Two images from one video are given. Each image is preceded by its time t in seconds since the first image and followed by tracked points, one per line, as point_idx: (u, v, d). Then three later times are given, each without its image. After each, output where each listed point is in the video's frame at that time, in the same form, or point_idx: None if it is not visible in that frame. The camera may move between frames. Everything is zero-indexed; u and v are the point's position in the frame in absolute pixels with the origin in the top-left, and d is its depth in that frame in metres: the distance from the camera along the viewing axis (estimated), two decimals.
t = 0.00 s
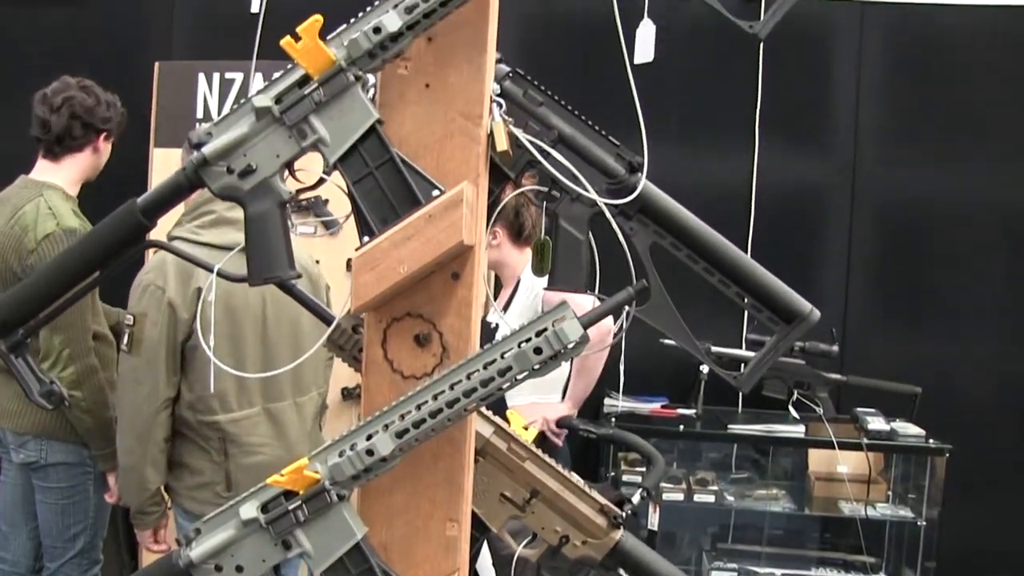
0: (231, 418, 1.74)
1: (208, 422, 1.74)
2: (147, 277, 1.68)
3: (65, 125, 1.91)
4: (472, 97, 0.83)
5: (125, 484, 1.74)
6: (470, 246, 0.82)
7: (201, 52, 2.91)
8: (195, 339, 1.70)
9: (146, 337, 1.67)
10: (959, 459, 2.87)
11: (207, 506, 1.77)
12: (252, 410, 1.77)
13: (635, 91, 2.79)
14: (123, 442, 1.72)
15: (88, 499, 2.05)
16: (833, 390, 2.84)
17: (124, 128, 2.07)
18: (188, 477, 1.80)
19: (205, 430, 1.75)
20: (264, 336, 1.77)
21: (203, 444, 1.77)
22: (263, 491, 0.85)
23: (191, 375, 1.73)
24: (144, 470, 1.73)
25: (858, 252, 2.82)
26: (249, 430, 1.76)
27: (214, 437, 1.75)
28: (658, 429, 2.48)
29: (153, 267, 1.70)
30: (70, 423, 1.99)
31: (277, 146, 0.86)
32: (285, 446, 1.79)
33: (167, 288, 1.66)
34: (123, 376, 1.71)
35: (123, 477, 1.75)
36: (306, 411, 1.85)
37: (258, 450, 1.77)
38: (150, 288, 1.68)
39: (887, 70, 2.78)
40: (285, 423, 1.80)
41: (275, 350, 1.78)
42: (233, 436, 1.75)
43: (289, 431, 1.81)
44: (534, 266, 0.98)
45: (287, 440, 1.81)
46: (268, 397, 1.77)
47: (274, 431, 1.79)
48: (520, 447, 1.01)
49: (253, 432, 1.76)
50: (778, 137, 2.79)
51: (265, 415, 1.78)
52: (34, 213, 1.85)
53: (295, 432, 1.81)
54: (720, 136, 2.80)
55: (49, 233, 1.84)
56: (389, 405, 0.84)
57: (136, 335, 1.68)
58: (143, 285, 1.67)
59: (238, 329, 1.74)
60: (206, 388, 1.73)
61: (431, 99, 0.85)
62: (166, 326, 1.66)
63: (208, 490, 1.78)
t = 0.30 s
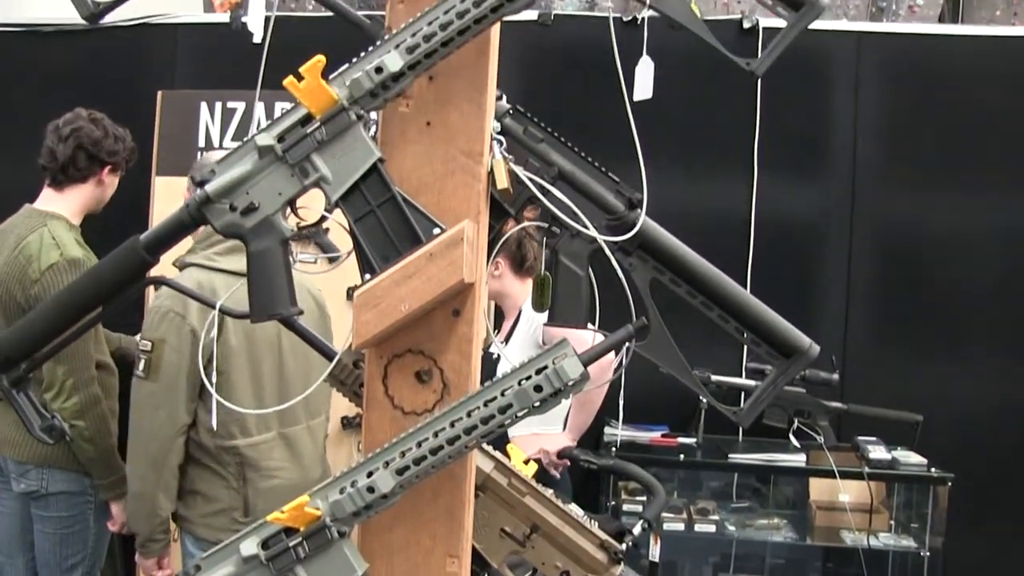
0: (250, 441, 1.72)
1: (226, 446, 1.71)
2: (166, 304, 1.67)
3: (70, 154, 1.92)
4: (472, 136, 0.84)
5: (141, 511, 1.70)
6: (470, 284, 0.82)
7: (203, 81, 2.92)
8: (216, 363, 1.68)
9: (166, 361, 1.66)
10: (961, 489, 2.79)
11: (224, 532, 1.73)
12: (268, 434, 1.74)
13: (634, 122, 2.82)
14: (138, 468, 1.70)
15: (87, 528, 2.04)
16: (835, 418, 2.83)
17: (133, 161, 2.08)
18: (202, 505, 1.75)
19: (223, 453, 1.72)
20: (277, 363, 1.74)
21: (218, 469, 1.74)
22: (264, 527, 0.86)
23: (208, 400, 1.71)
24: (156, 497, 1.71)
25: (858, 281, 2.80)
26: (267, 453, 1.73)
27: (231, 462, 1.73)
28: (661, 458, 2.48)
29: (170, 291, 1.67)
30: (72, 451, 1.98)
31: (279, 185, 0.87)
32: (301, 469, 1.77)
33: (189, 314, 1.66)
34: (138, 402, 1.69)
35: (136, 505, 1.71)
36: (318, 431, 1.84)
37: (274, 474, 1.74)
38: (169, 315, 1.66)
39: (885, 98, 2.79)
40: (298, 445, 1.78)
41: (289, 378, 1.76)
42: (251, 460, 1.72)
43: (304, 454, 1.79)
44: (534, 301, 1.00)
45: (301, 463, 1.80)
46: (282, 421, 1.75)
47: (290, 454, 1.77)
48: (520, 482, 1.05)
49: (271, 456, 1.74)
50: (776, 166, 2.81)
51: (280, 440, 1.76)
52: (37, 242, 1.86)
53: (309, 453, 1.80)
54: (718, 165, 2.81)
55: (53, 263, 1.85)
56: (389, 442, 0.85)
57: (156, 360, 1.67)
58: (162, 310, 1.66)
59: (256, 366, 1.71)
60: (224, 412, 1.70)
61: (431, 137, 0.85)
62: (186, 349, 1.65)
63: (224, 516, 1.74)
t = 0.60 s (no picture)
0: (276, 465, 1.77)
1: (254, 470, 1.75)
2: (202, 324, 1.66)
3: (73, 184, 1.94)
4: (473, 177, 0.85)
5: (168, 534, 1.71)
6: (471, 323, 0.83)
7: (205, 114, 2.94)
8: (253, 385, 1.72)
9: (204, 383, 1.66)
10: (967, 522, 2.75)
11: (243, 558, 1.75)
12: (289, 459, 1.79)
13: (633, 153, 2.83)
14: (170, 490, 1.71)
15: (86, 564, 2.02)
16: (836, 449, 2.82)
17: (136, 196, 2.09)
18: (218, 530, 1.76)
19: (247, 478, 1.75)
20: (301, 393, 1.80)
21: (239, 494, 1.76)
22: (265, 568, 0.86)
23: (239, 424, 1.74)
24: (186, 520, 1.71)
25: (858, 310, 2.79)
26: (288, 478, 1.78)
27: (255, 486, 1.76)
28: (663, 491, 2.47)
29: (207, 313, 1.68)
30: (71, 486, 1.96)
31: (282, 226, 0.88)
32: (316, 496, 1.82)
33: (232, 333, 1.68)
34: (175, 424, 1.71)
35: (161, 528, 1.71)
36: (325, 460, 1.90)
37: (292, 499, 1.78)
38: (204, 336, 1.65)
39: (883, 129, 2.81)
40: (312, 471, 1.84)
41: (309, 409, 1.82)
42: (275, 485, 1.76)
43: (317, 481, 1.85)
44: (535, 339, 0.99)
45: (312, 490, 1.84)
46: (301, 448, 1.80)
47: (305, 480, 1.82)
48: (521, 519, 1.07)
49: (291, 482, 1.78)
50: (774, 196, 2.82)
51: (299, 465, 1.80)
52: (40, 277, 1.86)
53: (320, 481, 1.86)
54: (716, 196, 2.82)
55: (54, 298, 1.84)
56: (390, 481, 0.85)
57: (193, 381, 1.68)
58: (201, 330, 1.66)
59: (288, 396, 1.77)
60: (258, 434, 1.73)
61: (432, 179, 0.87)
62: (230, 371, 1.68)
63: (242, 542, 1.75)
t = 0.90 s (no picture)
0: (285, 498, 1.78)
1: (264, 504, 1.75)
2: (216, 356, 1.70)
3: (71, 220, 1.95)
4: (472, 220, 0.86)
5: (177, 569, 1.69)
6: (470, 365, 0.84)
7: (204, 150, 2.96)
8: (266, 419, 1.75)
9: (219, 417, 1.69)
10: (972, 557, 2.71)
11: None
12: (295, 494, 1.81)
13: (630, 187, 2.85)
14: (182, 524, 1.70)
15: None
16: (837, 483, 2.80)
17: (138, 229, 2.09)
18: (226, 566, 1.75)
19: (257, 512, 1.75)
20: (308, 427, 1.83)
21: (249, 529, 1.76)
22: None
23: (249, 457, 1.75)
24: (197, 555, 1.71)
25: (858, 341, 2.77)
26: (296, 513, 1.80)
27: (265, 520, 1.76)
28: (662, 526, 2.46)
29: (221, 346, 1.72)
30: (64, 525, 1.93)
31: (282, 268, 0.89)
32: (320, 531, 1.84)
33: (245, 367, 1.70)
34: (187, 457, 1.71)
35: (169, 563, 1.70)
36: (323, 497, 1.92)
37: (298, 534, 1.79)
38: (220, 367, 1.69)
39: (880, 162, 2.81)
40: (317, 507, 1.85)
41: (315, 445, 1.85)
42: (283, 519, 1.78)
43: (321, 517, 1.86)
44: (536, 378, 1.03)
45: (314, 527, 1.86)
46: (308, 483, 1.82)
47: (311, 516, 1.83)
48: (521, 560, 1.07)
49: (299, 516, 1.80)
50: (770, 228, 2.82)
51: (304, 501, 1.82)
52: (41, 313, 1.87)
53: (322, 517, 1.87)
54: (712, 228, 2.83)
55: (54, 334, 1.85)
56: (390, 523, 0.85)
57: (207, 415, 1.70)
58: (216, 364, 1.69)
59: (298, 432, 1.80)
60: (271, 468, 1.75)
61: (431, 221, 0.87)
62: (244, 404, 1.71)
63: None
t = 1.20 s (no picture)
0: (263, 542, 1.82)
1: (242, 549, 1.79)
2: (194, 397, 1.73)
3: (71, 254, 1.96)
4: (471, 263, 0.87)
5: None
6: (469, 408, 0.84)
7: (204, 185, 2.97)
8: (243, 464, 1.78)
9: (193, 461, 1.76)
10: None
11: None
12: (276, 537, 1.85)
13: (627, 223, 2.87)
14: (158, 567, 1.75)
15: None
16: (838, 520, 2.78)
17: (139, 265, 2.10)
18: None
19: (234, 556, 1.79)
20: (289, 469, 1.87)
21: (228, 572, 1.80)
22: None
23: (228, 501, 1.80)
24: None
25: (855, 377, 2.76)
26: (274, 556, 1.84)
27: (242, 564, 1.80)
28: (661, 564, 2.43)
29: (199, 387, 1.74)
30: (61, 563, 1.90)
31: (282, 311, 0.89)
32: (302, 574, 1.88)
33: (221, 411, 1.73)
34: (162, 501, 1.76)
35: None
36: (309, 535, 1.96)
37: None
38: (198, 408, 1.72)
39: (876, 198, 2.83)
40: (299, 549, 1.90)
41: (295, 489, 1.89)
42: (262, 563, 1.82)
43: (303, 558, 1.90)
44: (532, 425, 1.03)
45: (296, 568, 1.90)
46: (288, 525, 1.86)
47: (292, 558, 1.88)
48: None
49: (278, 560, 1.84)
50: (768, 263, 2.83)
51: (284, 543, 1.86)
52: (47, 345, 1.86)
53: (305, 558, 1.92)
54: (710, 264, 2.84)
55: (62, 366, 1.84)
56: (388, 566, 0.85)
57: (181, 456, 1.76)
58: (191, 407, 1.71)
59: (275, 475, 1.84)
60: (248, 512, 1.79)
61: (430, 265, 0.88)
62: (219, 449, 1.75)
63: None
